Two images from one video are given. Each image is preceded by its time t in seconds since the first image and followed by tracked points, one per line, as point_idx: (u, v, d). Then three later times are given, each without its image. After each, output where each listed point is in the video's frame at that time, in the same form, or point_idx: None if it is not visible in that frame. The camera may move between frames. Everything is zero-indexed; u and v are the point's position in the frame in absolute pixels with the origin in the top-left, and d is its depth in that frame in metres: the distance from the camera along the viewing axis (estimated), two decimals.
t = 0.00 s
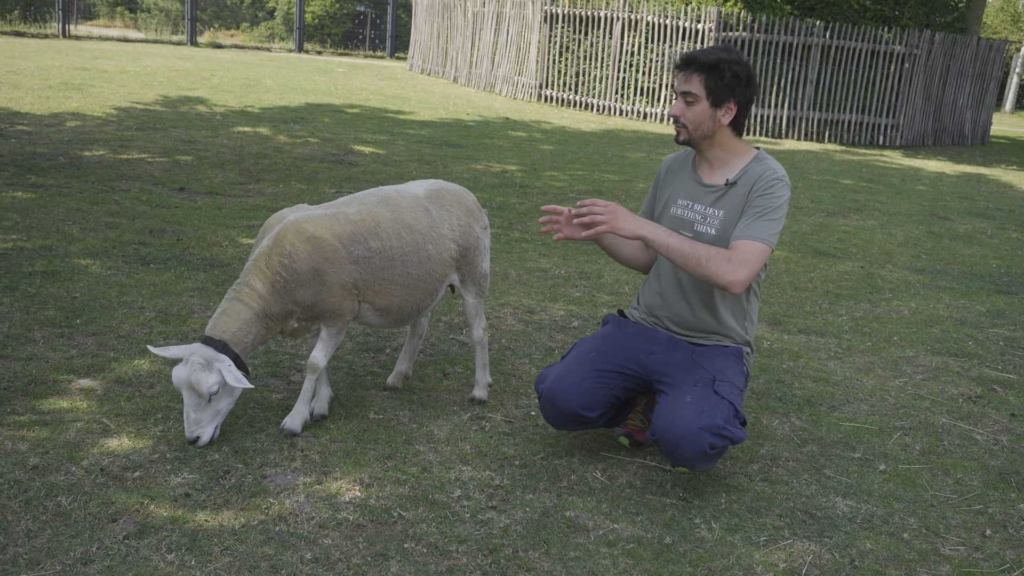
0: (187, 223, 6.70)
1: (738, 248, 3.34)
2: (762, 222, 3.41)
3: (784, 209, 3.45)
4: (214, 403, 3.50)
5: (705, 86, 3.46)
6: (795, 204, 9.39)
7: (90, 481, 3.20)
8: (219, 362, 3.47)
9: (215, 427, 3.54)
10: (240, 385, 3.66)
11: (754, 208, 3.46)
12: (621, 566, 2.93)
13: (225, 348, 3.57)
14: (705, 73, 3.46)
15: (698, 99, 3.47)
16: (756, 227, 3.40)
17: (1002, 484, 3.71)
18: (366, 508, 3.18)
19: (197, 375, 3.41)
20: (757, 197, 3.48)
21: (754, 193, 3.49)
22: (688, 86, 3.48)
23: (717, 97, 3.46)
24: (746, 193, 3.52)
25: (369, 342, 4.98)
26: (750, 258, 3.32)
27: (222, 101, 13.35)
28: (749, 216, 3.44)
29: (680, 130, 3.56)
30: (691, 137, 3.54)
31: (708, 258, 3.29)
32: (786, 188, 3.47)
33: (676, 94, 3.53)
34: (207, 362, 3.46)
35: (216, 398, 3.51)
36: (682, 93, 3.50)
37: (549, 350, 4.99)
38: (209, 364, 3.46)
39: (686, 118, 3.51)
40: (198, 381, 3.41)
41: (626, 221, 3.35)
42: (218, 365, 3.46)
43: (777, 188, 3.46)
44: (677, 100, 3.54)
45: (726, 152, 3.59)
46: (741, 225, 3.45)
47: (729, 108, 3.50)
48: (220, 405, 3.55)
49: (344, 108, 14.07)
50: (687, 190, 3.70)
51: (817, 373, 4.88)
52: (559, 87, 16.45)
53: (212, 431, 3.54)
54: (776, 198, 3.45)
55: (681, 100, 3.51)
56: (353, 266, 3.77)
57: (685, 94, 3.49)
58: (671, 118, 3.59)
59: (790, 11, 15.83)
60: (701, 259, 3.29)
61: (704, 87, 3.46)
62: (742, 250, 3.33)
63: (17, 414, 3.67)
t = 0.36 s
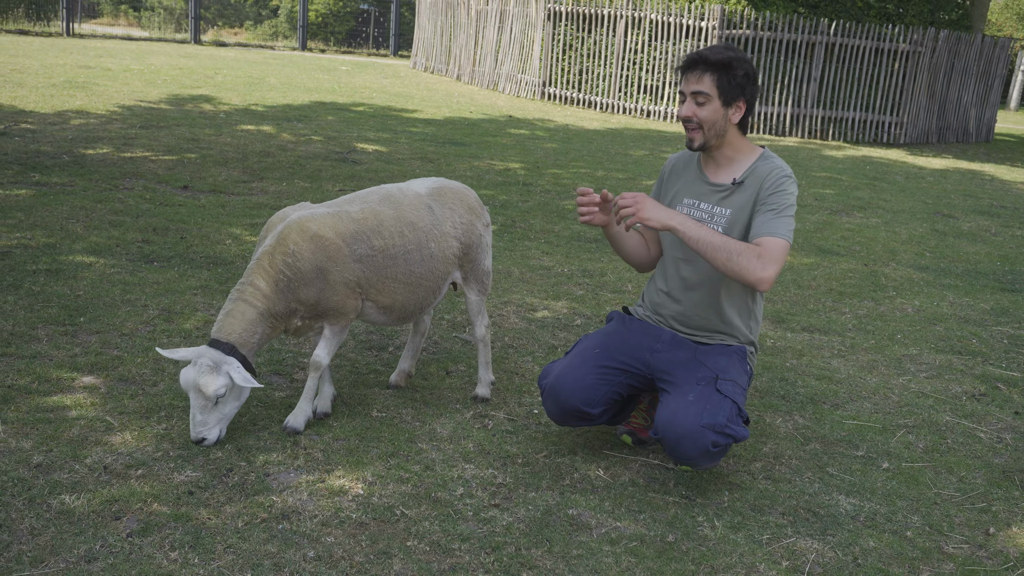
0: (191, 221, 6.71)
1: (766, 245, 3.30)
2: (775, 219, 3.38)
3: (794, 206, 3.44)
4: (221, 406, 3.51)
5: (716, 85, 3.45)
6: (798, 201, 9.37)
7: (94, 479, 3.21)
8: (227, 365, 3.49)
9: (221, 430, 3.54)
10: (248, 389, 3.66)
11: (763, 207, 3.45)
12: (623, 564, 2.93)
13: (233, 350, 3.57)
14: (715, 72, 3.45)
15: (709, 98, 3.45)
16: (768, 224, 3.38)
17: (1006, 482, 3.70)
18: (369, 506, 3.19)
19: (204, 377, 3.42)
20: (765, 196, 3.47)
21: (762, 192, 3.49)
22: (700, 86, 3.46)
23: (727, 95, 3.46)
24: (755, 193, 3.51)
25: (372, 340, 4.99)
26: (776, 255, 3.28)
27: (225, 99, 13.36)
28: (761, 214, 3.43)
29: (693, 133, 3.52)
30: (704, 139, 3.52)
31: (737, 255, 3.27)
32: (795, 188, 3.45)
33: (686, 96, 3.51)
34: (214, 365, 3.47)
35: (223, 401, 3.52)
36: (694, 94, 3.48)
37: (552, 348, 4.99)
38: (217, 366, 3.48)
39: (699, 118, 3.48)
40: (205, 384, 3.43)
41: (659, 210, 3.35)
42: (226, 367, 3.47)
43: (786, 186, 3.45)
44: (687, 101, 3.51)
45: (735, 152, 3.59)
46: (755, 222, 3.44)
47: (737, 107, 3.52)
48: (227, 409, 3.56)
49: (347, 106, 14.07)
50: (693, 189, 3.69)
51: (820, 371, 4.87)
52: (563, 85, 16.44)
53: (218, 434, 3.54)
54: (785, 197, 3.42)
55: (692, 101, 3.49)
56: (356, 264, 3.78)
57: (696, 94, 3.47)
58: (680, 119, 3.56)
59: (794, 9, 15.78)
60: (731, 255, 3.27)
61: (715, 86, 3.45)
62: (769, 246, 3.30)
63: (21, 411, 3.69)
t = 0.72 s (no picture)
0: (186, 220, 6.69)
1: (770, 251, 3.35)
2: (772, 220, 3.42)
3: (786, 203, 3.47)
4: (208, 401, 3.49)
5: (702, 81, 3.46)
6: (794, 198, 9.37)
7: (88, 479, 3.20)
8: (210, 358, 3.47)
9: (211, 426, 3.51)
10: (238, 385, 3.62)
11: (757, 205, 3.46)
12: (619, 561, 2.93)
13: (218, 344, 3.57)
14: (700, 69, 3.46)
15: (697, 96, 3.45)
16: (766, 225, 3.41)
17: (1002, 477, 3.70)
18: (364, 504, 3.18)
19: (186, 370, 3.41)
20: (758, 193, 3.48)
21: (754, 189, 3.49)
22: (686, 84, 3.46)
23: (713, 91, 3.47)
24: (747, 189, 3.51)
25: (368, 338, 4.98)
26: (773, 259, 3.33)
27: (221, 98, 13.34)
28: (758, 213, 3.45)
29: (684, 130, 3.52)
30: (696, 136, 3.52)
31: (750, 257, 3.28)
32: (786, 185, 3.47)
33: (673, 96, 3.49)
34: (198, 358, 3.46)
35: (209, 395, 3.50)
36: (681, 93, 3.47)
37: (548, 345, 4.98)
38: (201, 360, 3.46)
39: (689, 116, 3.49)
40: (188, 376, 3.42)
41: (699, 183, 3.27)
42: (207, 360, 3.45)
43: (778, 183, 3.47)
44: (675, 102, 3.50)
45: (725, 146, 3.58)
46: (752, 221, 3.45)
47: (723, 102, 3.54)
48: (216, 404, 3.53)
49: (343, 104, 14.06)
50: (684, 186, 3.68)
51: (816, 367, 4.87)
52: (558, 83, 16.42)
53: (208, 430, 3.51)
54: (778, 195, 3.45)
55: (680, 101, 3.49)
56: (351, 262, 3.77)
57: (683, 93, 3.47)
58: (668, 119, 3.56)
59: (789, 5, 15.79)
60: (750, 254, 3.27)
61: (701, 83, 3.45)
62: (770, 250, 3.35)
63: (15, 411, 3.68)
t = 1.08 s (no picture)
0: (187, 214, 6.68)
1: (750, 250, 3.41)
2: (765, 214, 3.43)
3: (782, 195, 3.46)
4: (213, 399, 3.47)
5: (710, 68, 3.48)
6: (795, 192, 9.36)
7: (90, 471, 3.20)
8: (215, 357, 3.46)
9: (217, 424, 3.50)
10: (243, 383, 3.61)
11: (751, 198, 3.46)
12: (620, 555, 2.93)
13: (222, 342, 3.56)
14: (708, 56, 3.50)
15: (705, 82, 3.48)
16: (760, 222, 3.42)
17: (1002, 471, 3.70)
18: (365, 497, 3.18)
19: (192, 369, 3.40)
20: (752, 186, 3.48)
21: (748, 182, 3.48)
22: (695, 69, 3.47)
23: (719, 79, 3.51)
24: (741, 182, 3.50)
25: (369, 332, 4.97)
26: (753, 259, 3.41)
27: (221, 91, 13.30)
28: (751, 207, 3.45)
29: (690, 116, 3.51)
30: (702, 121, 3.51)
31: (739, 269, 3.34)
32: (780, 176, 3.47)
33: (681, 81, 3.50)
34: (203, 357, 3.45)
35: (215, 394, 3.48)
36: (689, 78, 3.49)
37: (549, 339, 4.98)
38: (206, 358, 3.45)
39: (697, 101, 3.49)
40: (194, 375, 3.40)
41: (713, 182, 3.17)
42: (213, 359, 3.44)
43: (772, 175, 3.46)
44: (682, 87, 3.50)
45: (722, 138, 3.58)
46: (745, 215, 3.46)
47: (725, 93, 3.58)
48: (222, 402, 3.52)
49: (344, 97, 14.02)
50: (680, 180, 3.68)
51: (817, 361, 4.87)
52: (560, 76, 16.38)
53: (215, 428, 3.50)
54: (770, 187, 3.45)
55: (689, 86, 3.49)
56: (349, 256, 3.77)
57: (692, 78, 3.48)
58: (674, 106, 3.54)
59: None
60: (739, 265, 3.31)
61: (709, 69, 3.49)
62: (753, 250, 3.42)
63: (16, 404, 3.68)
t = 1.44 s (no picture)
0: (190, 214, 6.69)
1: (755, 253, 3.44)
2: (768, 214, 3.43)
3: (783, 194, 3.47)
4: (209, 399, 3.48)
5: (709, 67, 3.52)
6: (798, 192, 9.35)
7: (94, 471, 3.21)
8: (213, 358, 3.47)
9: (212, 422, 3.51)
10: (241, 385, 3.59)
11: (750, 198, 3.46)
12: (622, 555, 2.94)
13: (222, 343, 3.56)
14: (706, 55, 3.52)
15: (705, 80, 3.50)
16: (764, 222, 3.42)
17: (1005, 472, 3.70)
18: (368, 497, 3.19)
19: (188, 368, 3.42)
20: (750, 186, 3.48)
21: (748, 182, 3.48)
22: (694, 68, 3.50)
23: (718, 78, 3.54)
24: (739, 182, 3.50)
25: (371, 332, 4.98)
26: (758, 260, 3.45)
27: (225, 91, 13.31)
28: (752, 209, 3.45)
29: (691, 115, 3.51)
30: (702, 120, 3.52)
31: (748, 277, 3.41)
32: (778, 176, 3.47)
33: (680, 80, 3.51)
34: (200, 356, 3.46)
35: (210, 394, 3.48)
36: (689, 77, 3.50)
37: (552, 339, 4.98)
38: (204, 358, 3.46)
39: (697, 99, 3.50)
40: (190, 374, 3.42)
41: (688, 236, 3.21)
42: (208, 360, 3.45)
43: (771, 175, 3.46)
44: (683, 85, 3.51)
45: (721, 138, 3.58)
46: (747, 216, 3.47)
47: (723, 92, 3.60)
48: (218, 402, 3.52)
49: (346, 97, 14.03)
50: (677, 181, 3.67)
51: (820, 361, 4.86)
52: (563, 76, 16.38)
53: (209, 426, 3.52)
54: (769, 187, 3.45)
55: (689, 84, 3.50)
56: (352, 256, 3.77)
57: (692, 77, 3.50)
58: (674, 105, 3.54)
59: None
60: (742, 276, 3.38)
61: (708, 67, 3.51)
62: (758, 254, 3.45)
63: (21, 403, 3.69)
